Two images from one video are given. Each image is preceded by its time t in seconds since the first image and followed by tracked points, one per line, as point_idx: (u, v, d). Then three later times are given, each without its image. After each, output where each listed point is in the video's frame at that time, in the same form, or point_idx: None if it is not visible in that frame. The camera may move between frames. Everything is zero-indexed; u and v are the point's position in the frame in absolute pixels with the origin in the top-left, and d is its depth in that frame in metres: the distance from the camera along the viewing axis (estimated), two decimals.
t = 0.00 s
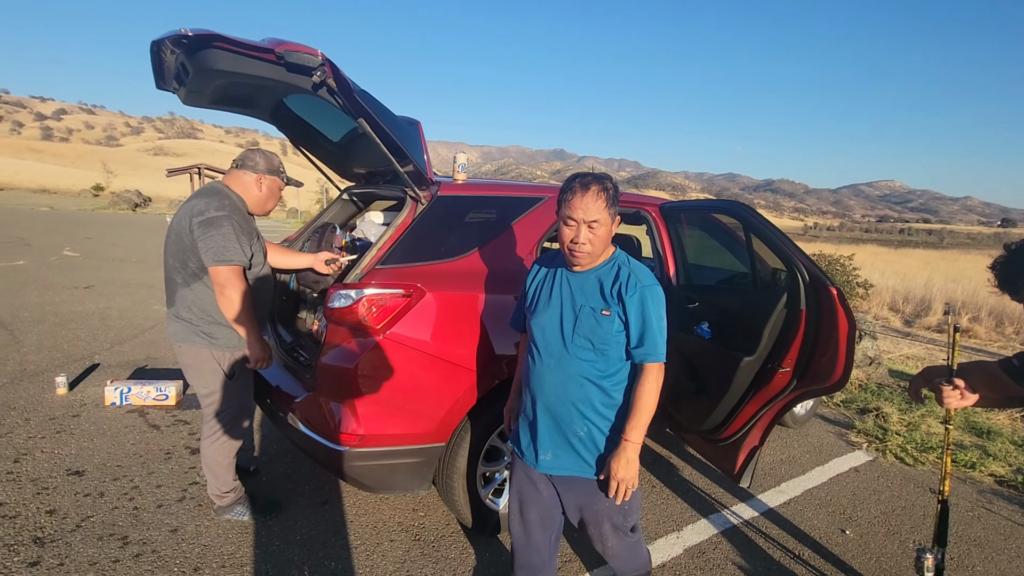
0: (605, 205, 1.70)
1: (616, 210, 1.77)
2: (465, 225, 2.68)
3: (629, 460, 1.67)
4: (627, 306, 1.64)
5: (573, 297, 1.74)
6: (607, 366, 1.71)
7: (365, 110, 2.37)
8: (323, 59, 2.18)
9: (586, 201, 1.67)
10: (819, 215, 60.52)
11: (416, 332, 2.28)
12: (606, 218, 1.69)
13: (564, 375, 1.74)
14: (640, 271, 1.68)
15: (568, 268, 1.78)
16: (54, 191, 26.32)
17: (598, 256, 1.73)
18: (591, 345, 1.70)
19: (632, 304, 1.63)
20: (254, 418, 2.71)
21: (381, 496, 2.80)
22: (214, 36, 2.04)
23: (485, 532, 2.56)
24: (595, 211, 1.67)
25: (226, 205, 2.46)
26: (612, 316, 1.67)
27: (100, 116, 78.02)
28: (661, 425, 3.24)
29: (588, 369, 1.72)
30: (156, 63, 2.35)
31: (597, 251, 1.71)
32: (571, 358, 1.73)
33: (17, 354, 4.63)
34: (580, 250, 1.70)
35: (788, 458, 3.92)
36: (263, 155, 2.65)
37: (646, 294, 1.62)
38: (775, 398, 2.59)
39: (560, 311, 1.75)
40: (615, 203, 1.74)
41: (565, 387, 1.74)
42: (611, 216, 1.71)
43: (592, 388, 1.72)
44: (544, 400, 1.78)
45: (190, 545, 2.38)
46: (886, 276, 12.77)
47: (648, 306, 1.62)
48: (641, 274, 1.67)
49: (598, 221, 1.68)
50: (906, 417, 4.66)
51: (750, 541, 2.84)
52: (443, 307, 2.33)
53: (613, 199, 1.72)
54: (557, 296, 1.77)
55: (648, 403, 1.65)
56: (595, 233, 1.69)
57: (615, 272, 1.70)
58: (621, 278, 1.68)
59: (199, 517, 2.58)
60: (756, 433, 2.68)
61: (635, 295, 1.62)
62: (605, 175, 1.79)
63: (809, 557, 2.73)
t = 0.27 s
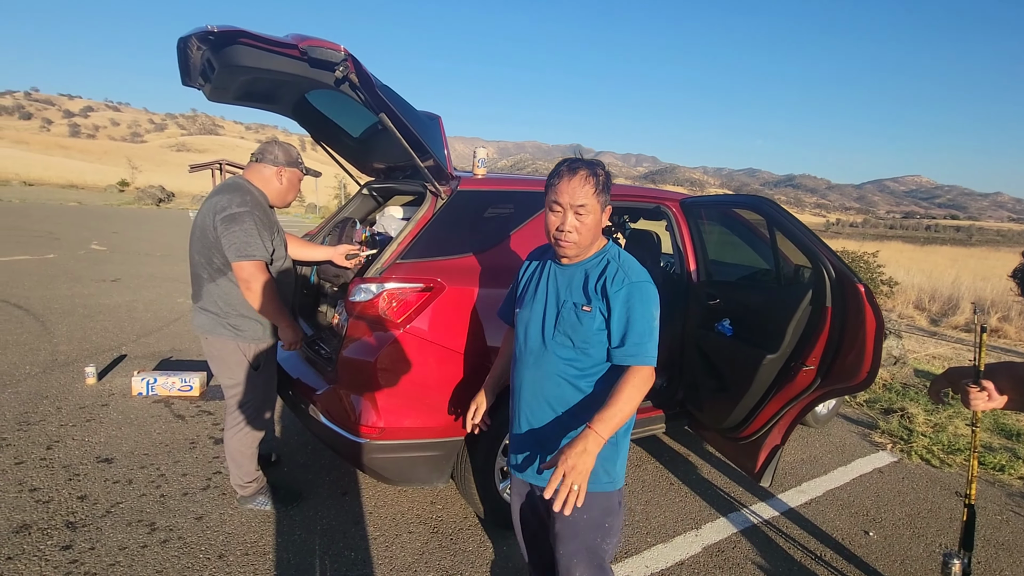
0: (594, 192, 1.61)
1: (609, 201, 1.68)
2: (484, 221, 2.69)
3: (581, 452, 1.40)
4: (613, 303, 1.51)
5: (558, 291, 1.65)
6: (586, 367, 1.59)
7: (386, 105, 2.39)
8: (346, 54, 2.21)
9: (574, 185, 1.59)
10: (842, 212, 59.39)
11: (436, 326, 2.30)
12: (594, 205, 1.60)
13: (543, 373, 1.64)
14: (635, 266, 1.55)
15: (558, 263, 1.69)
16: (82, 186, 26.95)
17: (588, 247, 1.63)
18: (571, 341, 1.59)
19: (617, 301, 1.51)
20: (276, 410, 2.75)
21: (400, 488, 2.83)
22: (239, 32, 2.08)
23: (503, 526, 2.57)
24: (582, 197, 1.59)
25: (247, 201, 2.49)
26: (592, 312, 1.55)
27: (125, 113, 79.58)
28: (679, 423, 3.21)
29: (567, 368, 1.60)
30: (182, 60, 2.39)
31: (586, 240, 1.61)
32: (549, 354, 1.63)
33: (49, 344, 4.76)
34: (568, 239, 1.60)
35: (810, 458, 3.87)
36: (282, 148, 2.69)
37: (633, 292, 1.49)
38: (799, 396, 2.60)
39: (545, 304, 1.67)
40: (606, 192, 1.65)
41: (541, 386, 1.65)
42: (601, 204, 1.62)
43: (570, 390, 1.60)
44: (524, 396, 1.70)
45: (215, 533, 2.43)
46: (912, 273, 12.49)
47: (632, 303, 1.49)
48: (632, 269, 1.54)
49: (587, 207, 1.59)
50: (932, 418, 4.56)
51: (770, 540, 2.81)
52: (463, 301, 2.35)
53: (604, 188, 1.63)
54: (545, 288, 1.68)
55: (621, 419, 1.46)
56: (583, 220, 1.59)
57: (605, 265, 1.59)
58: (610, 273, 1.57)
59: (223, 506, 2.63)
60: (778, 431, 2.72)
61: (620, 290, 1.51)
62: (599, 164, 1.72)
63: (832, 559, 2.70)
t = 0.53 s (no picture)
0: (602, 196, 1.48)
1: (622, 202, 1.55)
2: (508, 217, 2.69)
3: (601, 252, 1.20)
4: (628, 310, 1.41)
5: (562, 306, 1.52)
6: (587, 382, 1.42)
7: (413, 101, 2.40)
8: (373, 51, 2.23)
9: (578, 188, 1.47)
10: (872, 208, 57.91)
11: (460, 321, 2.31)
12: (602, 210, 1.48)
13: (533, 383, 1.48)
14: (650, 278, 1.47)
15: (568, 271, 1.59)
16: (115, 183, 27.72)
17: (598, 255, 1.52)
18: (573, 350, 1.45)
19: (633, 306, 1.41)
20: (301, 402, 2.81)
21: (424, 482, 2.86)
22: (269, 31, 2.12)
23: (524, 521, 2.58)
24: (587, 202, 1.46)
25: (281, 197, 2.55)
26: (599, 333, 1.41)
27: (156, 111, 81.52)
28: (703, 421, 3.16)
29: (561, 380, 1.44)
30: (214, 59, 2.45)
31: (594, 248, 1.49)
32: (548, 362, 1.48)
33: (86, 336, 4.92)
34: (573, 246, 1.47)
35: (838, 459, 3.80)
36: (310, 147, 2.73)
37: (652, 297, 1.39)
38: (829, 395, 2.56)
39: (547, 312, 1.55)
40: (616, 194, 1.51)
41: (532, 400, 1.48)
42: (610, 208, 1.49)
43: (559, 405, 1.43)
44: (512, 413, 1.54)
45: (245, 521, 2.49)
46: (947, 271, 12.13)
47: (652, 308, 1.37)
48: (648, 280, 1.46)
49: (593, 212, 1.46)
50: (967, 420, 4.43)
51: (797, 543, 2.77)
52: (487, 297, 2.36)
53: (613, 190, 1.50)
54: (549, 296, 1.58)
55: (641, 335, 1.23)
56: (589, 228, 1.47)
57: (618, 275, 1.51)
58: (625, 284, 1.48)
59: (252, 495, 2.70)
60: (806, 431, 2.70)
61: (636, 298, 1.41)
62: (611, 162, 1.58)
63: (860, 563, 2.65)
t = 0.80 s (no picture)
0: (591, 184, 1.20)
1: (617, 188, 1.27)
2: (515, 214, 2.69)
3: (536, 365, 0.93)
4: (613, 334, 1.19)
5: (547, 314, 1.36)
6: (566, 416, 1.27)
7: (420, 98, 2.41)
8: (381, 48, 2.24)
9: (559, 177, 1.18)
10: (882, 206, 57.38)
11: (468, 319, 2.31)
12: (592, 203, 1.20)
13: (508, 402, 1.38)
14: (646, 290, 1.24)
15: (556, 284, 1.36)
16: (124, 180, 27.93)
17: (591, 261, 1.27)
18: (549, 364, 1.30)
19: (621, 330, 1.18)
20: (309, 398, 2.79)
21: (431, 479, 2.87)
22: (278, 28, 2.14)
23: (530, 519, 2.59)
24: (576, 195, 1.18)
25: (298, 188, 2.61)
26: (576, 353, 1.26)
27: (165, 109, 82.00)
28: (710, 420, 3.16)
29: (533, 409, 1.31)
30: (222, 56, 2.47)
31: (585, 254, 1.24)
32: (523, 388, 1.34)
33: (96, 332, 4.96)
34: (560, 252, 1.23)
35: (846, 459, 3.78)
36: (322, 149, 2.76)
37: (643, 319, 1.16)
38: (837, 396, 2.56)
39: (528, 325, 1.38)
40: (610, 181, 1.23)
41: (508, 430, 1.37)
42: (601, 201, 1.22)
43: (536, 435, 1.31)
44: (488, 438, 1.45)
45: (253, 516, 2.50)
46: (957, 270, 12.02)
47: (639, 333, 1.14)
48: (643, 294, 1.22)
49: (581, 209, 1.19)
50: (978, 421, 4.39)
51: (804, 543, 2.76)
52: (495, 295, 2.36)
53: (606, 177, 1.22)
54: (533, 306, 1.40)
55: (603, 385, 1.00)
56: (576, 230, 1.21)
57: (609, 285, 1.28)
58: (615, 296, 1.25)
59: (260, 490, 2.71)
60: (814, 432, 2.72)
61: (622, 320, 1.19)
62: (597, 138, 1.28)
63: (869, 564, 2.63)
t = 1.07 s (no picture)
0: (554, 179, 1.03)
1: (589, 181, 1.10)
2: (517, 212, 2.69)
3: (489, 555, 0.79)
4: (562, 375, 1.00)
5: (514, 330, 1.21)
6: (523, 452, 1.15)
7: (423, 96, 2.42)
8: (383, 46, 2.26)
9: (513, 173, 1.02)
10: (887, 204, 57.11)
11: (469, 317, 2.31)
12: (556, 201, 1.04)
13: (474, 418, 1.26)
14: (608, 327, 0.99)
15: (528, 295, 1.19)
16: (129, 178, 28.02)
17: (562, 269, 1.10)
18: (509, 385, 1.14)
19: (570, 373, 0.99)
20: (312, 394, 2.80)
21: (433, 477, 2.87)
22: (280, 26, 2.14)
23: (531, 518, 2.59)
24: (538, 190, 1.02)
25: (305, 186, 2.64)
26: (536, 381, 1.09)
27: (169, 107, 82.20)
28: (712, 419, 3.15)
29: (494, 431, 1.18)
30: (226, 54, 2.47)
31: (552, 261, 1.07)
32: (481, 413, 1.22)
33: (100, 329, 4.98)
34: (519, 254, 1.07)
35: (850, 459, 3.76)
36: (330, 147, 2.77)
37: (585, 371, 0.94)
38: (840, 396, 2.56)
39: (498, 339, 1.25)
40: (580, 172, 1.06)
41: (472, 452, 1.28)
42: (569, 197, 1.05)
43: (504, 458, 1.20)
44: (465, 455, 1.38)
45: (256, 513, 2.51)
46: (963, 269, 11.95)
47: (577, 391, 0.92)
48: (601, 332, 0.99)
49: (543, 207, 1.03)
50: (983, 421, 4.36)
51: (807, 542, 2.75)
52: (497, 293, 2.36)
53: (575, 168, 1.05)
54: (512, 311, 1.27)
55: (551, 503, 0.83)
56: (538, 232, 1.04)
57: (576, 301, 1.08)
58: (577, 324, 1.04)
59: (263, 487, 2.72)
60: (817, 432, 2.72)
61: (570, 362, 0.99)
62: (563, 123, 1.12)
63: (872, 564, 2.62)
